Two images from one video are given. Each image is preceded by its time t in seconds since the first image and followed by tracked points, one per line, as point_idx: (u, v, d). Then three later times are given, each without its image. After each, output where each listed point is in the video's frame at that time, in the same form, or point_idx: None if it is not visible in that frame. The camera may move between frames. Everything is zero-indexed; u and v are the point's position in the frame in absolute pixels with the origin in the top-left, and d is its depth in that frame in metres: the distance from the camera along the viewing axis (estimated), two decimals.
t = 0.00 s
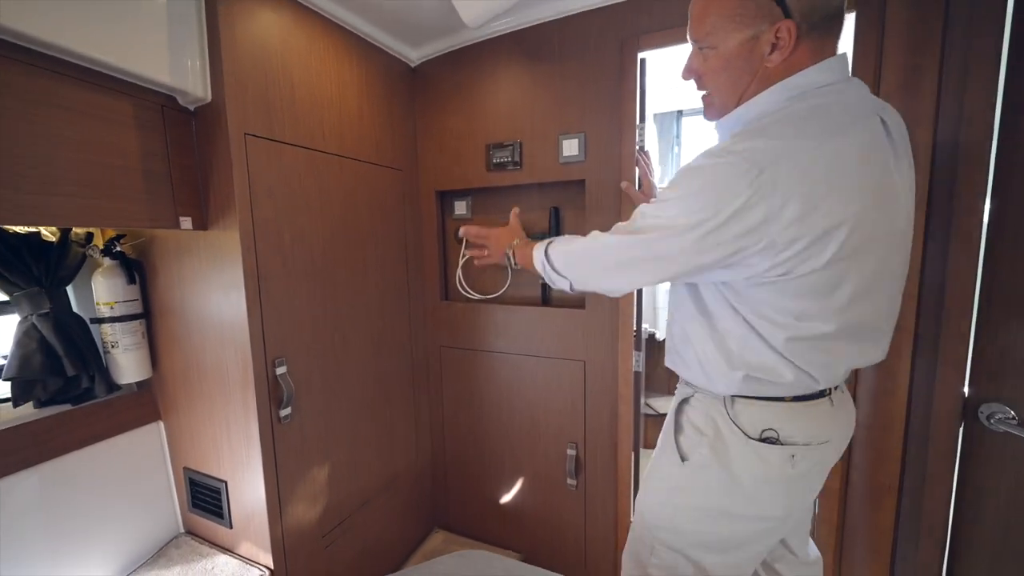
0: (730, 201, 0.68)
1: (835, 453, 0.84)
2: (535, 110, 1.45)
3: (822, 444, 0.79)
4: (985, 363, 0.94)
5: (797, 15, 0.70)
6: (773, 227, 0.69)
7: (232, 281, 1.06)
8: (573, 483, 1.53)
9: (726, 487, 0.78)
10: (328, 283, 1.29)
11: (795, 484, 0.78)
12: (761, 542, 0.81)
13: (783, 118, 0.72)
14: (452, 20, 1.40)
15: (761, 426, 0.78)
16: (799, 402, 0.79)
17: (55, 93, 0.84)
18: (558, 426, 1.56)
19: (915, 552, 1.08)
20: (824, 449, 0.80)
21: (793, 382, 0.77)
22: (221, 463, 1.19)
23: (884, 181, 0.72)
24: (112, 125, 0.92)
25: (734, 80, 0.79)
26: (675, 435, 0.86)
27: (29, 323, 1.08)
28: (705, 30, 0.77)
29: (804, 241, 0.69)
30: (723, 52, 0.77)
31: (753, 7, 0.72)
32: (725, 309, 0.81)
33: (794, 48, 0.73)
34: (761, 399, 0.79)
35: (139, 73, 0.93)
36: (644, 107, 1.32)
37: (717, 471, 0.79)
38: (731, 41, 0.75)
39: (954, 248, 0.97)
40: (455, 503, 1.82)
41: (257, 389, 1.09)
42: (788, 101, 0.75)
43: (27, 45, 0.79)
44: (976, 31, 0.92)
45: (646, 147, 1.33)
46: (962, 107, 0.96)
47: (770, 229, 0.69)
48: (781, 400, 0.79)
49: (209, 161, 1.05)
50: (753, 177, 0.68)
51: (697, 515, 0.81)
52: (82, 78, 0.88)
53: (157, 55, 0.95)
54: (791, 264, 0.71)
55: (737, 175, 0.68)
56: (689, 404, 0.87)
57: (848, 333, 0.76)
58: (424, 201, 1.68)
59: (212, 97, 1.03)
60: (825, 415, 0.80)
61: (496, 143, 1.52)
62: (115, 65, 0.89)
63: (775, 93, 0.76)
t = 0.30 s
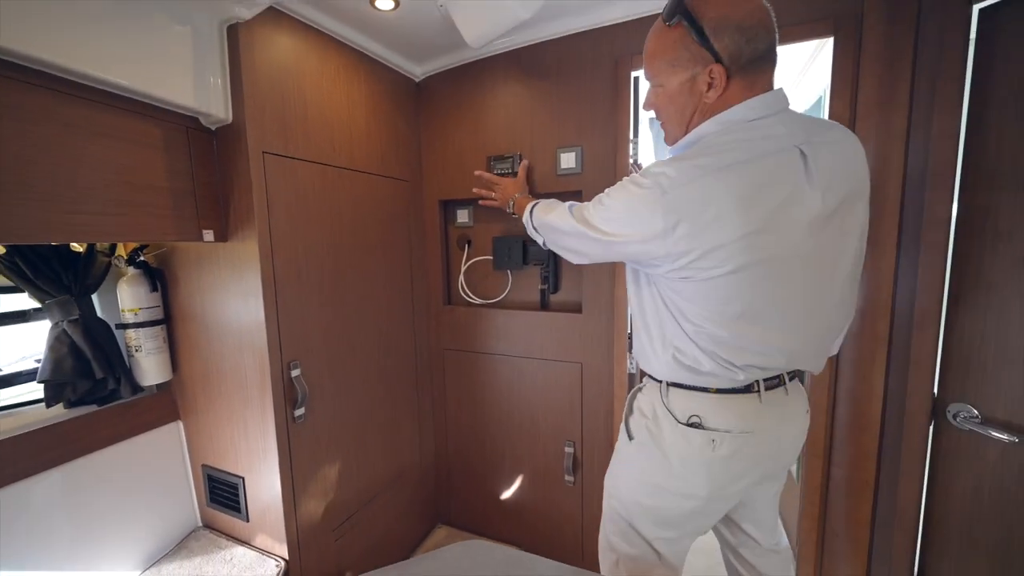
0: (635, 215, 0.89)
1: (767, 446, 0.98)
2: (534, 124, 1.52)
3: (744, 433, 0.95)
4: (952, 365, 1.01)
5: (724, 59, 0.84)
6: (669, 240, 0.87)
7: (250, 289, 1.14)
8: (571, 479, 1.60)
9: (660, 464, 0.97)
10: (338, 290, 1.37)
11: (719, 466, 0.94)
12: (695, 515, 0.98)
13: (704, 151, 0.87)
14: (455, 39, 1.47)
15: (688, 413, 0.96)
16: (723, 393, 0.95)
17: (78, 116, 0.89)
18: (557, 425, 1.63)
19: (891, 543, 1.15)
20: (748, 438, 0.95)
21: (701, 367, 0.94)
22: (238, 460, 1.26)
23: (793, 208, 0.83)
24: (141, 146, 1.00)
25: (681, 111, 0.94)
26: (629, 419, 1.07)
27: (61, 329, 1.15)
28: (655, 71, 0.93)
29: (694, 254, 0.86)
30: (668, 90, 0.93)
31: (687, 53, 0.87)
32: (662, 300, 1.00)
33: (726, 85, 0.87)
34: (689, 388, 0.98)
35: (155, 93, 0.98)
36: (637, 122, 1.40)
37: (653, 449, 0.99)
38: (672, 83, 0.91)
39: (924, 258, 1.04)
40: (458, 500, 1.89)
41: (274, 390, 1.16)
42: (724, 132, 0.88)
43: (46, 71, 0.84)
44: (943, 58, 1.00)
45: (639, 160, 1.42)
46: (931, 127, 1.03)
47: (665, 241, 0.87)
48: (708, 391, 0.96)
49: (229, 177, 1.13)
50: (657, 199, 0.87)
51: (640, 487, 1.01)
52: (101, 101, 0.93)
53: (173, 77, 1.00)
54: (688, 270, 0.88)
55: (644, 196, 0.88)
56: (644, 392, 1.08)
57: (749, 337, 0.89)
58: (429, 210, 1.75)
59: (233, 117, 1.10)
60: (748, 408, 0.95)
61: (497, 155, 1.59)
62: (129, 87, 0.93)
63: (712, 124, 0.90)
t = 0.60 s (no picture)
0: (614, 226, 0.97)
1: (740, 435, 1.05)
2: (533, 134, 1.59)
3: (716, 422, 1.02)
4: (923, 363, 1.09)
5: (682, 89, 0.93)
6: (645, 249, 0.94)
7: (268, 291, 1.22)
8: (568, 472, 1.68)
9: (640, 452, 1.06)
10: (348, 292, 1.44)
11: (694, 453, 1.02)
12: (674, 500, 1.06)
13: (674, 167, 0.95)
14: (458, 53, 1.54)
15: (665, 404, 1.04)
16: (695, 386, 1.03)
17: (106, 132, 0.96)
18: (554, 421, 1.71)
19: (869, 529, 1.23)
20: (720, 427, 1.03)
21: (676, 365, 1.02)
22: (255, 453, 1.34)
23: (755, 218, 0.92)
24: (168, 159, 1.08)
25: (651, 133, 1.03)
26: (614, 412, 1.16)
27: (89, 329, 1.23)
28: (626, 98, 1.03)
29: (666, 261, 0.94)
30: (637, 116, 1.02)
31: (650, 84, 0.96)
32: (640, 304, 1.08)
33: (686, 111, 0.95)
34: (664, 381, 1.06)
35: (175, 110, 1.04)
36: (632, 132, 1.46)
37: (634, 438, 1.08)
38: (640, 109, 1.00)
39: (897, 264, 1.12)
40: (461, 493, 1.96)
41: (288, 386, 1.24)
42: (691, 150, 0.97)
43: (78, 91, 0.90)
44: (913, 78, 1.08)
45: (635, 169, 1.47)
46: (903, 142, 1.11)
47: (641, 250, 0.95)
48: (681, 383, 1.04)
49: (248, 187, 1.21)
50: (632, 212, 0.94)
51: (623, 474, 1.09)
52: (124, 116, 0.99)
53: (192, 94, 1.07)
54: (662, 276, 0.96)
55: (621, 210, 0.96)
56: (627, 386, 1.17)
57: (718, 336, 0.97)
58: (432, 215, 1.83)
59: (251, 131, 1.18)
60: (719, 399, 1.03)
61: (498, 163, 1.66)
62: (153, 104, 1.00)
63: (681, 142, 0.98)
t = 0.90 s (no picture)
0: (619, 232, 1.03)
1: (728, 430, 1.12)
2: (530, 141, 1.66)
3: (707, 418, 1.09)
4: (897, 362, 1.16)
5: (689, 101, 0.99)
6: (647, 254, 1.01)
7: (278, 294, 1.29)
8: (564, 467, 1.75)
9: (636, 446, 1.12)
10: (354, 294, 1.51)
11: (686, 447, 1.09)
12: (666, 490, 1.12)
13: (677, 177, 1.01)
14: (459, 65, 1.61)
15: (659, 402, 1.11)
16: (688, 384, 1.10)
17: (106, 141, 1.00)
18: (551, 418, 1.78)
19: (847, 519, 1.30)
20: (711, 422, 1.10)
21: (671, 364, 1.10)
22: (265, 446, 1.41)
23: (750, 227, 0.99)
24: (184, 170, 1.15)
25: (656, 140, 1.09)
26: (610, 409, 1.22)
27: (109, 329, 1.29)
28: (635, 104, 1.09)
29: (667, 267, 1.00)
30: (643, 122, 1.08)
31: (660, 93, 1.02)
32: (638, 306, 1.14)
33: (691, 123, 1.02)
34: (658, 379, 1.13)
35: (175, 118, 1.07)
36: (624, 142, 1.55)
37: (630, 433, 1.14)
38: (647, 115, 1.06)
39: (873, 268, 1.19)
40: (461, 488, 2.03)
41: (298, 384, 1.31)
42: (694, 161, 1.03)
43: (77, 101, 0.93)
44: (886, 93, 1.14)
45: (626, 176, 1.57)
46: (877, 154, 1.18)
47: (647, 255, 1.01)
48: (675, 381, 1.11)
49: (261, 195, 1.29)
50: (639, 218, 1.00)
51: (618, 467, 1.16)
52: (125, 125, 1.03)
53: (191, 103, 1.10)
54: (665, 280, 1.03)
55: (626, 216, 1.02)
56: (623, 383, 1.23)
57: (714, 337, 1.04)
58: (433, 219, 1.89)
59: (264, 142, 1.26)
60: (710, 396, 1.10)
61: (497, 170, 1.73)
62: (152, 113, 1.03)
63: (684, 153, 1.05)
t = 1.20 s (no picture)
0: (637, 234, 1.07)
1: (727, 426, 1.21)
2: (527, 145, 1.71)
3: (710, 415, 1.17)
4: (878, 358, 1.22)
5: (714, 102, 1.05)
6: (663, 256, 1.06)
7: (283, 292, 1.34)
8: (560, 461, 1.80)
9: (641, 445, 1.18)
10: (358, 293, 1.57)
11: (692, 442, 1.17)
12: (667, 483, 1.19)
13: (689, 182, 1.07)
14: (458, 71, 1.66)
15: (666, 400, 1.17)
16: (694, 383, 1.17)
17: (106, 144, 1.02)
18: (548, 413, 1.83)
19: (830, 510, 1.36)
20: (713, 418, 1.18)
21: (678, 364, 1.15)
22: (271, 440, 1.47)
23: (757, 228, 1.07)
24: (193, 174, 1.21)
25: (671, 137, 1.13)
26: (613, 408, 1.27)
27: (121, 326, 1.34)
28: (658, 97, 1.11)
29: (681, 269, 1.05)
30: (664, 116, 1.11)
31: (688, 90, 1.06)
32: (645, 307, 1.19)
33: (710, 123, 1.08)
34: (663, 379, 1.18)
35: (173, 123, 1.10)
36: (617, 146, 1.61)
37: (635, 432, 1.19)
38: (672, 110, 1.09)
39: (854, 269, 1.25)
40: (460, 483, 2.09)
41: (304, 380, 1.37)
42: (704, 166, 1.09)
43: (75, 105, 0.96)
44: (866, 101, 1.20)
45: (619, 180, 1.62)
46: (857, 159, 1.23)
47: (667, 255, 1.05)
48: (680, 381, 1.17)
49: (268, 198, 1.34)
50: (659, 219, 1.05)
51: (621, 463, 1.21)
52: (122, 129, 1.05)
53: (189, 107, 1.12)
54: (682, 280, 1.07)
55: (644, 218, 1.06)
56: (624, 383, 1.29)
57: (722, 333, 1.11)
58: (433, 220, 1.94)
59: (270, 147, 1.32)
60: (712, 394, 1.17)
61: (495, 173, 1.78)
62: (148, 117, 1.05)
63: (695, 156, 1.11)
